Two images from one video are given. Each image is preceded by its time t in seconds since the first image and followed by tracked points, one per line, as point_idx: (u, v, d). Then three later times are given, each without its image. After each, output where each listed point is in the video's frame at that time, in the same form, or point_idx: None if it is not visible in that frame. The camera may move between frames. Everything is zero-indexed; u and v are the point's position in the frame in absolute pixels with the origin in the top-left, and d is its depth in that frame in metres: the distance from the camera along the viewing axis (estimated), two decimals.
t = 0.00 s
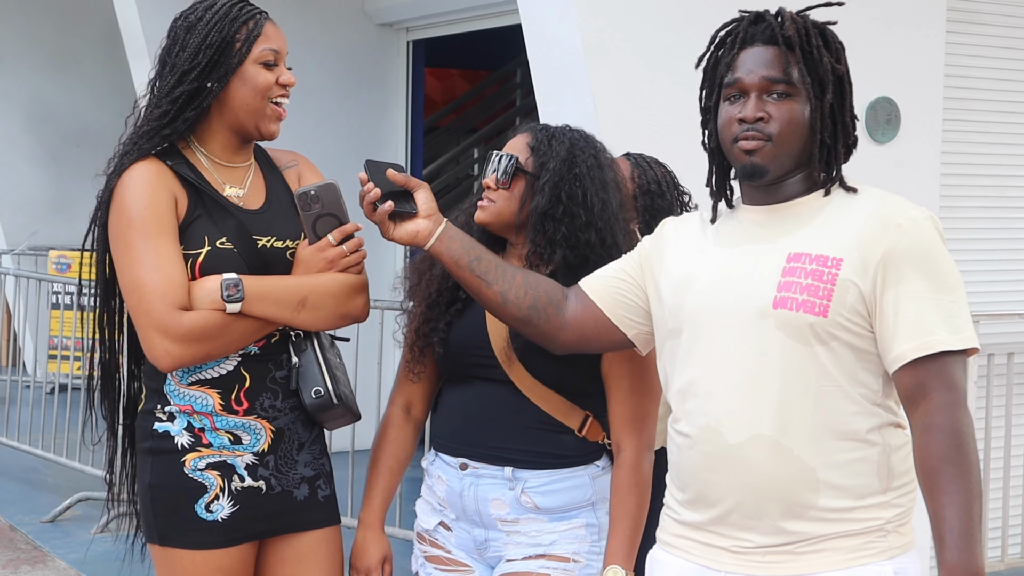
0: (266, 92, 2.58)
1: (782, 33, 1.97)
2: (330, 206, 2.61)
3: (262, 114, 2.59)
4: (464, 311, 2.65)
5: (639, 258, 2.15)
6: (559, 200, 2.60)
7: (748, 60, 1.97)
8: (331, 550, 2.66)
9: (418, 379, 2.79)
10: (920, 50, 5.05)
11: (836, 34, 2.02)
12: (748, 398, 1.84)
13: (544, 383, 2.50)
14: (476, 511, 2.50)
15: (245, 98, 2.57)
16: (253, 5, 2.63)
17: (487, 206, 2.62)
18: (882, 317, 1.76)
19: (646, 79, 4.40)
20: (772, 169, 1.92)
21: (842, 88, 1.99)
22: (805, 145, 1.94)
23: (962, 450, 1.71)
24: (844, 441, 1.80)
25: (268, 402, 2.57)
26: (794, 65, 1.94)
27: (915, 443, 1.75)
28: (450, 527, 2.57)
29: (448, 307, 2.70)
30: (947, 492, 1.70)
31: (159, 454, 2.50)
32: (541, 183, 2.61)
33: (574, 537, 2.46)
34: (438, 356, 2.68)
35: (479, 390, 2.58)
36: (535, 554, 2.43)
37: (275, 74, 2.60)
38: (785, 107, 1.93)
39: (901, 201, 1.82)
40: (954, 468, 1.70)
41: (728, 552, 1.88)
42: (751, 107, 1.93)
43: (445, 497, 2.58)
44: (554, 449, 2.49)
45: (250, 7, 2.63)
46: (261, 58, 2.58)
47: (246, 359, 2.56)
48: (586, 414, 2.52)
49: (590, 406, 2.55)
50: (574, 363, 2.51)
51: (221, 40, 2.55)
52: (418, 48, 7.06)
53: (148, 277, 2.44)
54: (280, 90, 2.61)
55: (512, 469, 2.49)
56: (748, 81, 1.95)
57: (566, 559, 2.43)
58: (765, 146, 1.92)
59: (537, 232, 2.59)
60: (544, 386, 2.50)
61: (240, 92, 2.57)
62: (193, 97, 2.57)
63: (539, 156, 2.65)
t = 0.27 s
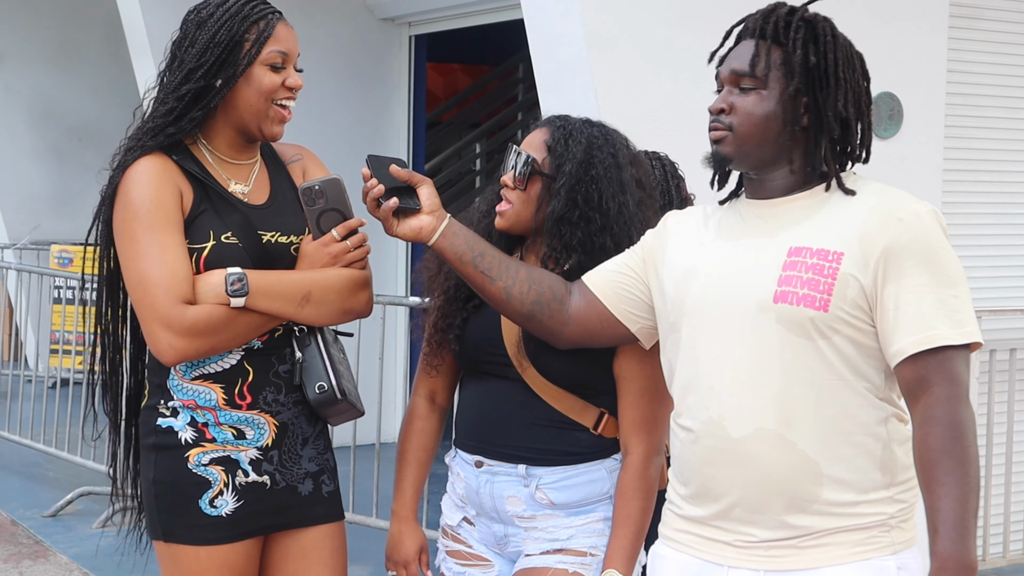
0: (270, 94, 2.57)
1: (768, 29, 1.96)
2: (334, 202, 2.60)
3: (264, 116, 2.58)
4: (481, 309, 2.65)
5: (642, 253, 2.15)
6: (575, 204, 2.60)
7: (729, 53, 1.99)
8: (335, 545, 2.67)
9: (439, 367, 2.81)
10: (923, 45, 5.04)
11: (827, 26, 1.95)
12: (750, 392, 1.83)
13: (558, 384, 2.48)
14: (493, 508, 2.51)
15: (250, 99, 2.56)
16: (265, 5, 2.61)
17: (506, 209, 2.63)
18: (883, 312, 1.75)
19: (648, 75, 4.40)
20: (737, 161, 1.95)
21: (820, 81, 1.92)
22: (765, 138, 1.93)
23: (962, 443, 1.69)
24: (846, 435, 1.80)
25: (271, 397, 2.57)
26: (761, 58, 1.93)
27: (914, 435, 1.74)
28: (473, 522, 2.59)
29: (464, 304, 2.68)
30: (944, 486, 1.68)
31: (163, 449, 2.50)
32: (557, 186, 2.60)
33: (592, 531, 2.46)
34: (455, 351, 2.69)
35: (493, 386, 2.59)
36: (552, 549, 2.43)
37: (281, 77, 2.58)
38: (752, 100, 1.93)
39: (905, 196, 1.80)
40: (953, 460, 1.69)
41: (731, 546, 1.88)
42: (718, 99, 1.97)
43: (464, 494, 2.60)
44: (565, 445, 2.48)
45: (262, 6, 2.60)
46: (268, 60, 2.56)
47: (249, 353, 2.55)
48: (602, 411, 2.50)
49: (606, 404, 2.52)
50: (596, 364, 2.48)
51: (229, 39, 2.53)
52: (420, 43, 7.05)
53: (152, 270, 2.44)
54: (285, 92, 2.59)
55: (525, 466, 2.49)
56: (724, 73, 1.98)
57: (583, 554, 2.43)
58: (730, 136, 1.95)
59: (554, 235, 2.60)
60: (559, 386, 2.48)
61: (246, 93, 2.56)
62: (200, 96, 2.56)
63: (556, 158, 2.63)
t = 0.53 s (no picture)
0: (267, 103, 2.53)
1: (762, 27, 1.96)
2: (338, 200, 2.60)
3: (259, 124, 2.55)
4: (489, 303, 2.64)
5: (651, 246, 2.15)
6: (588, 206, 2.59)
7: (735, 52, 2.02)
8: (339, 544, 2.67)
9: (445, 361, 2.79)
10: (924, 43, 5.03)
11: (813, 24, 1.91)
12: (752, 389, 1.83)
13: (563, 380, 2.48)
14: (496, 506, 2.52)
15: (248, 109, 2.55)
16: (277, 12, 2.57)
17: (516, 204, 2.62)
18: (884, 311, 1.74)
19: (650, 73, 4.40)
20: (726, 159, 2.01)
21: (793, 81, 1.90)
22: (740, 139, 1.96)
23: (958, 443, 1.67)
24: (848, 432, 1.79)
25: (272, 394, 2.56)
26: (744, 59, 1.95)
27: (911, 434, 1.72)
28: (478, 520, 2.61)
29: (474, 298, 2.67)
30: (937, 485, 1.66)
31: (165, 446, 2.50)
32: (571, 188, 2.59)
33: (595, 528, 2.45)
34: (461, 345, 2.69)
35: (496, 381, 2.59)
36: (556, 547, 2.43)
37: (281, 87, 2.54)
38: (735, 100, 1.97)
39: (910, 194, 1.79)
40: (947, 460, 1.67)
41: (732, 542, 1.88)
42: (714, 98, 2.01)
43: (467, 492, 2.61)
44: (569, 443, 2.48)
45: (274, 14, 2.57)
46: (268, 69, 2.53)
47: (250, 350, 2.55)
48: (606, 408, 2.50)
49: (613, 402, 2.51)
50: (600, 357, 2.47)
51: (234, 46, 2.51)
52: (421, 41, 7.05)
53: (154, 263, 2.44)
54: (284, 103, 2.55)
55: (527, 464, 2.50)
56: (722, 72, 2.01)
57: (587, 552, 2.42)
58: (718, 135, 2.00)
59: (566, 236, 2.61)
60: (564, 382, 2.48)
61: (246, 104, 2.55)
62: (202, 104, 2.54)
63: (570, 158, 2.61)
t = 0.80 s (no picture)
0: (261, 101, 2.52)
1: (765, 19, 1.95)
2: (337, 191, 2.54)
3: (251, 120, 2.54)
4: (483, 294, 2.63)
5: (652, 238, 2.14)
6: (584, 197, 2.59)
7: (733, 46, 2.01)
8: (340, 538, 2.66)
9: (433, 357, 2.78)
10: (919, 38, 5.04)
11: (810, 17, 1.90)
12: (750, 384, 1.83)
13: (559, 372, 2.49)
14: (490, 501, 2.50)
15: (241, 106, 2.54)
16: (278, 10, 2.55)
17: (508, 197, 2.62)
18: (885, 309, 1.74)
19: (643, 67, 4.39)
20: (729, 156, 2.01)
21: (793, 76, 1.89)
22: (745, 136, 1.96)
23: (958, 445, 1.68)
24: (846, 427, 1.79)
25: (269, 387, 2.55)
26: (744, 54, 1.94)
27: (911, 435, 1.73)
28: (467, 517, 2.57)
29: (466, 288, 2.65)
30: (938, 488, 1.68)
31: (162, 437, 2.51)
32: (565, 179, 2.59)
33: (591, 522, 2.46)
34: (455, 340, 2.67)
35: (490, 374, 2.59)
36: (552, 543, 2.44)
37: (275, 86, 2.52)
38: (736, 97, 1.96)
39: (912, 192, 1.79)
40: (948, 462, 1.68)
41: (727, 537, 1.88)
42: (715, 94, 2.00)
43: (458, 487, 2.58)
44: (567, 435, 2.49)
45: (273, 12, 2.54)
46: (262, 68, 2.51)
47: (246, 342, 2.54)
48: (601, 400, 2.51)
49: (607, 394, 2.53)
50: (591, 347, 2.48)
51: (230, 44, 2.50)
52: (415, 34, 7.04)
53: (146, 249, 2.45)
54: (277, 102, 2.52)
55: (524, 457, 2.49)
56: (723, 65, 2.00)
57: (584, 546, 2.43)
58: (718, 131, 2.01)
59: (562, 227, 2.59)
60: (560, 375, 2.49)
61: (240, 102, 2.53)
62: (198, 100, 2.53)
63: (563, 150, 2.61)
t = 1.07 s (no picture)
0: (264, 102, 2.55)
1: (764, 22, 1.96)
2: (342, 192, 2.53)
3: (258, 120, 2.57)
4: (472, 298, 2.63)
5: (648, 238, 2.16)
6: (569, 192, 2.61)
7: (731, 48, 2.03)
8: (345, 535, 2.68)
9: (421, 365, 2.78)
10: (909, 39, 5.07)
11: (809, 20, 1.92)
12: (747, 386, 1.85)
13: (557, 368, 2.52)
14: (488, 500, 2.50)
15: (246, 106, 2.57)
16: (282, 12, 2.57)
17: (492, 198, 2.62)
18: (882, 314, 1.76)
19: (636, 67, 4.41)
20: (728, 156, 2.03)
21: (793, 79, 1.91)
22: (746, 138, 1.97)
23: (956, 452, 1.72)
24: (841, 429, 1.81)
25: (270, 383, 2.58)
26: (743, 57, 1.96)
27: (909, 440, 1.76)
28: (459, 519, 2.56)
29: (453, 291, 2.66)
30: (936, 493, 1.71)
31: (165, 430, 2.57)
32: (549, 175, 2.60)
33: (590, 518, 2.49)
34: (447, 345, 2.65)
35: (485, 374, 2.58)
36: (551, 542, 2.46)
37: (278, 87, 2.54)
38: (735, 99, 1.98)
39: (910, 197, 1.80)
40: (946, 470, 1.71)
41: (723, 536, 1.90)
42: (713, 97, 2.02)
43: (452, 488, 2.56)
44: (566, 431, 2.52)
45: (277, 13, 2.56)
46: (264, 68, 2.54)
47: (248, 338, 2.57)
48: (597, 395, 2.56)
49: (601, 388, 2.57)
50: (581, 346, 2.52)
51: (233, 46, 2.53)
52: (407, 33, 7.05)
53: (150, 246, 2.51)
54: (281, 102, 2.55)
55: (525, 454, 2.50)
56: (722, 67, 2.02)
57: (584, 543, 2.46)
58: (718, 132, 2.02)
59: (548, 224, 2.60)
60: (559, 370, 2.52)
61: (246, 102, 2.57)
62: (203, 100, 2.58)
63: (544, 147, 2.62)
